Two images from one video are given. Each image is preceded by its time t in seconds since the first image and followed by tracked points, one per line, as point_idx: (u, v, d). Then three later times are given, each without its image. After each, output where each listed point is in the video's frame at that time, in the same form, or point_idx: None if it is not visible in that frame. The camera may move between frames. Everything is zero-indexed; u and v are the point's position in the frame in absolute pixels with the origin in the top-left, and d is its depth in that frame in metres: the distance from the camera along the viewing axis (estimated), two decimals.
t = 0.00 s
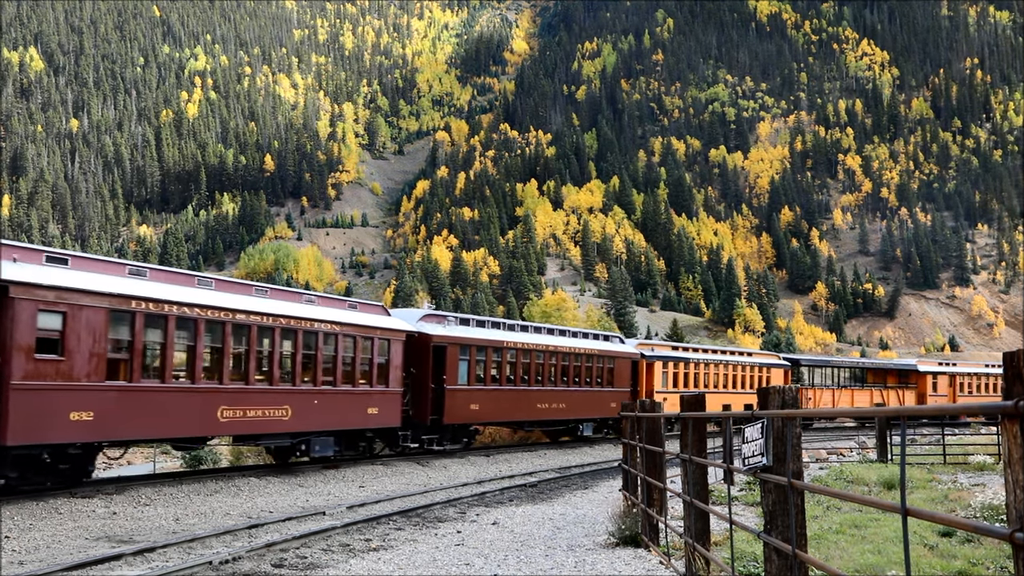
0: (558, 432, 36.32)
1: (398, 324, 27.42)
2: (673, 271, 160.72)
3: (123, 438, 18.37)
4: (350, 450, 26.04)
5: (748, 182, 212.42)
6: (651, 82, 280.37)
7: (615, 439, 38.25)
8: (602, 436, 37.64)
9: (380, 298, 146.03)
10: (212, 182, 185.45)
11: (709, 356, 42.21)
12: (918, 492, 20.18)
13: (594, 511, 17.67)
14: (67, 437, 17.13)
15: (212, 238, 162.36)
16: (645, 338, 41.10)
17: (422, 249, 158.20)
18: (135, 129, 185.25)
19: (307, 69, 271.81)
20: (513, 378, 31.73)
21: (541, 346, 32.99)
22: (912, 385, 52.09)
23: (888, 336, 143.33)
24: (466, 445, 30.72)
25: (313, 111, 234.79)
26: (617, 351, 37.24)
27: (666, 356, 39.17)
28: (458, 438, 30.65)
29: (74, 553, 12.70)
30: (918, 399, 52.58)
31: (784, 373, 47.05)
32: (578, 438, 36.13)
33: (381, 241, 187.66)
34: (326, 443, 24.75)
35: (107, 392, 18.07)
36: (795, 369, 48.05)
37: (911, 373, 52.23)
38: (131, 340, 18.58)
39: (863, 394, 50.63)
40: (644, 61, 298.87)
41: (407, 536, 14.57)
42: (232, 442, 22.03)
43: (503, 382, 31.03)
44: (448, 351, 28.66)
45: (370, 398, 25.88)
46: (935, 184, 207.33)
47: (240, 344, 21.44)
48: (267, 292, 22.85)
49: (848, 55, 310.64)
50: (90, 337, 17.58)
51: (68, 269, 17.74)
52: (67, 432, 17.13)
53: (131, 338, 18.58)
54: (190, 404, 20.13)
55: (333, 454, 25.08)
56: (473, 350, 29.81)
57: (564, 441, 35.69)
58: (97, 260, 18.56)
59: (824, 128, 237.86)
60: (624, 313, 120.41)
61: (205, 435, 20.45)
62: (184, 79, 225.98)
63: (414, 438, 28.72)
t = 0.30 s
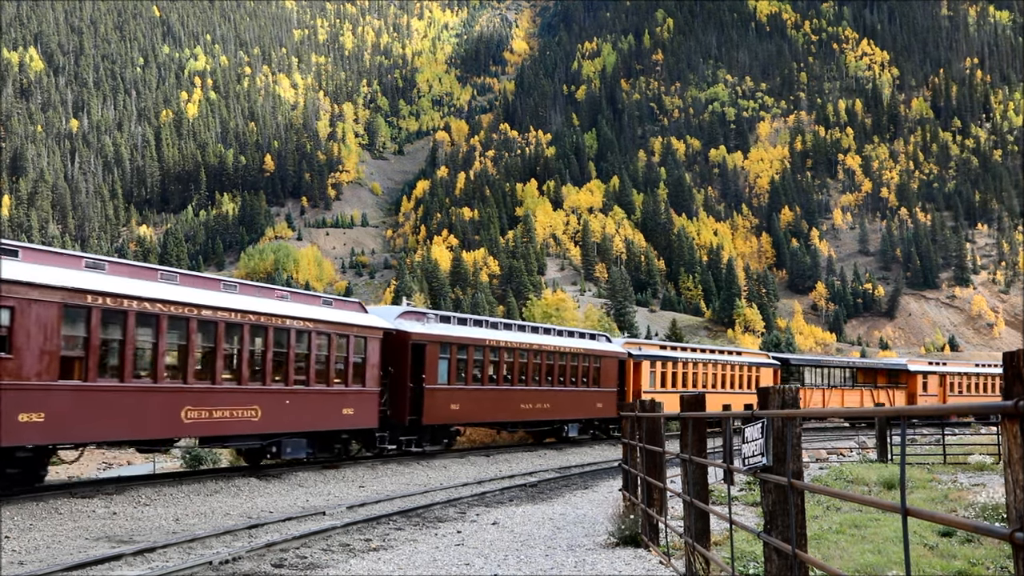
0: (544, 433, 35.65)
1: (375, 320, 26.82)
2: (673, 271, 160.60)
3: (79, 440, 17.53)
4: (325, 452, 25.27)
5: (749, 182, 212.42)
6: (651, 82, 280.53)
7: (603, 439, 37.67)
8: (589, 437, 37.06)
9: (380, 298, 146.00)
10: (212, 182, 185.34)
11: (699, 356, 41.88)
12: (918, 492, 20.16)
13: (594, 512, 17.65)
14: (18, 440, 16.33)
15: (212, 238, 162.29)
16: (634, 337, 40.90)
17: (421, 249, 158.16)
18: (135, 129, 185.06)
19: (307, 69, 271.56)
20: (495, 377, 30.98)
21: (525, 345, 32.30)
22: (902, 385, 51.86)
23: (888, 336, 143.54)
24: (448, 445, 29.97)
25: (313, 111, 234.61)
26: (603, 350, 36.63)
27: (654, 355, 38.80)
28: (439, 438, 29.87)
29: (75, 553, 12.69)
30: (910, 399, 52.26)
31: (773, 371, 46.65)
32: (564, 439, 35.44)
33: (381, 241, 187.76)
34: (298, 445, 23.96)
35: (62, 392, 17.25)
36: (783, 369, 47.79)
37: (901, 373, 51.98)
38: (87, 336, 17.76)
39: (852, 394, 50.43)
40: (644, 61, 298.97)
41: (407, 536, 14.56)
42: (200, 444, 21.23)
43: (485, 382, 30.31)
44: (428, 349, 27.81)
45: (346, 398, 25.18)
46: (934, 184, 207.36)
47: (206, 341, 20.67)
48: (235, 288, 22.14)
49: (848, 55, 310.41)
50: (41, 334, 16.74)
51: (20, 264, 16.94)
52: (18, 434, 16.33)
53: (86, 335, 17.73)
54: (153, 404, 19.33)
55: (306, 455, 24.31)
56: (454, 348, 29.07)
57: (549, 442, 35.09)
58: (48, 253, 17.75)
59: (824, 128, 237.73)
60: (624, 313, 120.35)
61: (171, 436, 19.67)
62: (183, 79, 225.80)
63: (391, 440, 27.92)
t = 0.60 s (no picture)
0: (530, 434, 35.07)
1: (356, 319, 26.03)
2: (673, 271, 160.52)
3: (35, 443, 16.58)
4: (301, 454, 24.38)
5: (748, 182, 212.51)
6: (651, 82, 280.57)
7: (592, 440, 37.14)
8: (576, 437, 36.46)
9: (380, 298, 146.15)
10: (211, 182, 185.27)
11: (689, 355, 41.03)
12: (918, 492, 20.16)
13: (594, 512, 17.65)
14: None
15: (212, 238, 162.22)
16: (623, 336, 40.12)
17: (421, 249, 158.10)
18: (135, 129, 184.95)
19: (307, 69, 271.17)
20: (480, 377, 30.39)
21: (511, 344, 31.71)
22: (893, 384, 50.96)
23: (889, 336, 143.81)
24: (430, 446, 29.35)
25: (313, 111, 234.42)
26: (591, 350, 36.14)
27: (644, 355, 38.09)
28: (421, 440, 29.25)
29: (75, 554, 12.70)
30: (899, 400, 51.35)
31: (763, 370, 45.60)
32: (550, 440, 34.84)
33: (381, 241, 187.75)
34: (273, 446, 23.08)
35: (18, 392, 16.33)
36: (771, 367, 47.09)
37: (893, 372, 51.14)
38: (45, 332, 16.77)
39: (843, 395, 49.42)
40: (644, 61, 298.94)
41: (407, 537, 14.55)
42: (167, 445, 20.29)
43: (469, 381, 29.72)
44: (409, 348, 27.15)
45: (324, 398, 24.34)
46: (934, 184, 207.35)
47: (174, 340, 19.75)
48: (208, 284, 21.20)
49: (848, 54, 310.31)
50: None
51: None
52: None
53: (44, 332, 16.76)
54: (116, 405, 18.34)
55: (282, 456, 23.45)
56: (437, 346, 28.41)
57: (536, 443, 34.60)
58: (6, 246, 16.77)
59: (824, 128, 237.58)
60: (624, 313, 120.39)
61: (136, 438, 18.73)
62: (183, 79, 225.84)
63: (371, 441, 27.22)
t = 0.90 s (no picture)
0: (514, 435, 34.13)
1: (332, 316, 24.77)
2: (673, 271, 160.61)
3: None
4: (273, 457, 23.06)
5: (748, 182, 212.69)
6: (651, 82, 280.53)
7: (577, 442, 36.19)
8: (561, 438, 35.48)
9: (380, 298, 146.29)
10: (212, 182, 185.29)
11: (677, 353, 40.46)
12: (918, 491, 20.14)
13: (594, 512, 17.65)
14: None
15: (212, 237, 162.24)
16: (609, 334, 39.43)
17: (421, 249, 158.16)
18: (135, 129, 185.00)
19: (307, 70, 271.14)
20: (463, 376, 29.27)
21: (496, 343, 30.61)
22: (884, 384, 50.72)
23: (888, 336, 143.78)
24: (411, 448, 28.19)
25: (313, 110, 234.68)
26: (578, 349, 35.08)
27: (630, 355, 37.37)
28: (401, 442, 28.16)
29: (74, 554, 12.69)
30: (889, 399, 51.05)
31: (754, 372, 44.95)
32: (536, 441, 33.93)
33: (381, 241, 187.79)
34: (242, 450, 21.73)
35: None
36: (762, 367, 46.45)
37: (883, 372, 50.79)
38: None
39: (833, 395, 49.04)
40: (644, 61, 298.76)
41: (407, 536, 14.57)
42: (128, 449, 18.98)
43: (452, 381, 28.63)
44: (389, 346, 26.02)
45: (299, 398, 23.03)
46: (934, 184, 207.41)
47: (135, 336, 18.55)
48: (171, 278, 19.97)
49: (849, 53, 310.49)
50: None
51: None
52: None
53: None
54: (74, 405, 17.17)
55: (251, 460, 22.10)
56: (418, 345, 27.26)
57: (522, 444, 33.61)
58: None
59: (824, 128, 237.59)
60: (624, 313, 120.52)
61: (94, 441, 17.48)
62: (184, 79, 225.93)
63: (348, 443, 26.08)
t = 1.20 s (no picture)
0: (499, 436, 33.50)
1: (309, 311, 23.90)
2: (673, 271, 160.65)
3: None
4: (245, 458, 22.32)
5: (748, 182, 212.75)
6: (651, 82, 280.14)
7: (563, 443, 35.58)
8: (548, 439, 34.95)
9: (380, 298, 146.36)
10: (212, 182, 185.25)
11: (663, 352, 39.95)
12: (918, 492, 20.12)
13: (594, 511, 17.62)
14: None
15: (211, 237, 162.13)
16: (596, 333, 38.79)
17: (422, 249, 158.12)
18: (135, 129, 184.74)
19: (307, 70, 270.68)
20: (446, 376, 28.56)
21: (480, 341, 29.92)
22: (874, 384, 50.52)
23: (888, 336, 143.67)
24: (390, 450, 27.46)
25: (313, 110, 234.80)
26: (565, 348, 34.43)
27: (618, 353, 36.78)
28: (381, 443, 27.46)
29: (75, 553, 12.67)
30: (880, 398, 50.80)
31: (746, 371, 44.53)
32: (521, 442, 33.26)
33: (381, 241, 187.64)
34: (212, 452, 20.98)
35: None
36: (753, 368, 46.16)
37: (873, 371, 50.52)
38: None
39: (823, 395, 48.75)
40: (644, 61, 297.85)
41: (406, 536, 14.55)
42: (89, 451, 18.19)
43: (434, 381, 27.92)
44: (369, 344, 25.28)
45: (272, 397, 22.24)
46: (934, 184, 207.46)
47: (99, 332, 17.75)
48: (136, 272, 19.17)
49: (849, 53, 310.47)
50: None
51: None
52: None
53: None
54: (31, 405, 16.38)
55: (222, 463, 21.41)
56: (398, 343, 26.53)
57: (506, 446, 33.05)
58: None
59: (824, 127, 237.43)
60: (624, 313, 120.61)
61: (51, 441, 16.67)
62: (184, 79, 225.61)
63: (325, 444, 25.26)
